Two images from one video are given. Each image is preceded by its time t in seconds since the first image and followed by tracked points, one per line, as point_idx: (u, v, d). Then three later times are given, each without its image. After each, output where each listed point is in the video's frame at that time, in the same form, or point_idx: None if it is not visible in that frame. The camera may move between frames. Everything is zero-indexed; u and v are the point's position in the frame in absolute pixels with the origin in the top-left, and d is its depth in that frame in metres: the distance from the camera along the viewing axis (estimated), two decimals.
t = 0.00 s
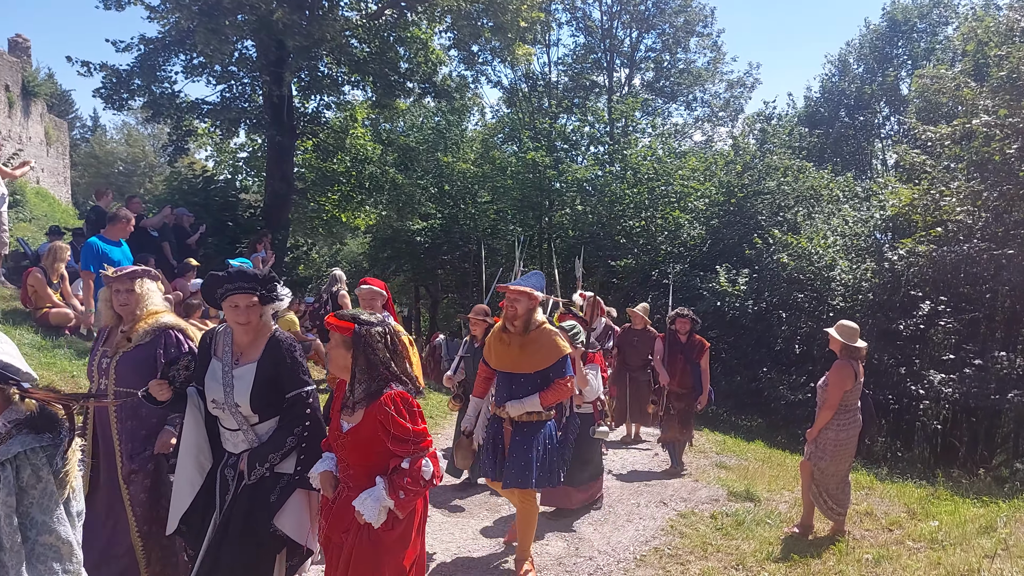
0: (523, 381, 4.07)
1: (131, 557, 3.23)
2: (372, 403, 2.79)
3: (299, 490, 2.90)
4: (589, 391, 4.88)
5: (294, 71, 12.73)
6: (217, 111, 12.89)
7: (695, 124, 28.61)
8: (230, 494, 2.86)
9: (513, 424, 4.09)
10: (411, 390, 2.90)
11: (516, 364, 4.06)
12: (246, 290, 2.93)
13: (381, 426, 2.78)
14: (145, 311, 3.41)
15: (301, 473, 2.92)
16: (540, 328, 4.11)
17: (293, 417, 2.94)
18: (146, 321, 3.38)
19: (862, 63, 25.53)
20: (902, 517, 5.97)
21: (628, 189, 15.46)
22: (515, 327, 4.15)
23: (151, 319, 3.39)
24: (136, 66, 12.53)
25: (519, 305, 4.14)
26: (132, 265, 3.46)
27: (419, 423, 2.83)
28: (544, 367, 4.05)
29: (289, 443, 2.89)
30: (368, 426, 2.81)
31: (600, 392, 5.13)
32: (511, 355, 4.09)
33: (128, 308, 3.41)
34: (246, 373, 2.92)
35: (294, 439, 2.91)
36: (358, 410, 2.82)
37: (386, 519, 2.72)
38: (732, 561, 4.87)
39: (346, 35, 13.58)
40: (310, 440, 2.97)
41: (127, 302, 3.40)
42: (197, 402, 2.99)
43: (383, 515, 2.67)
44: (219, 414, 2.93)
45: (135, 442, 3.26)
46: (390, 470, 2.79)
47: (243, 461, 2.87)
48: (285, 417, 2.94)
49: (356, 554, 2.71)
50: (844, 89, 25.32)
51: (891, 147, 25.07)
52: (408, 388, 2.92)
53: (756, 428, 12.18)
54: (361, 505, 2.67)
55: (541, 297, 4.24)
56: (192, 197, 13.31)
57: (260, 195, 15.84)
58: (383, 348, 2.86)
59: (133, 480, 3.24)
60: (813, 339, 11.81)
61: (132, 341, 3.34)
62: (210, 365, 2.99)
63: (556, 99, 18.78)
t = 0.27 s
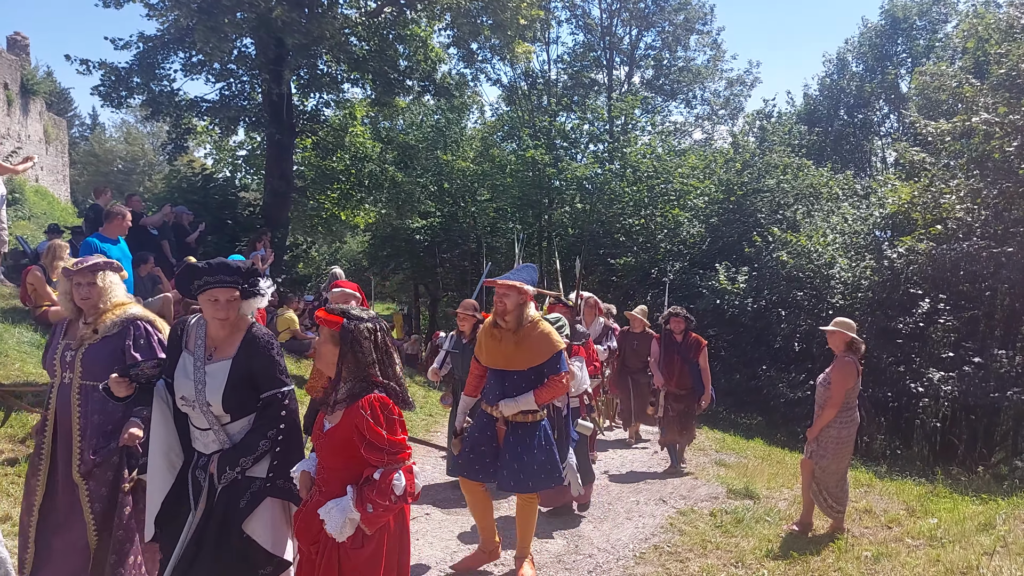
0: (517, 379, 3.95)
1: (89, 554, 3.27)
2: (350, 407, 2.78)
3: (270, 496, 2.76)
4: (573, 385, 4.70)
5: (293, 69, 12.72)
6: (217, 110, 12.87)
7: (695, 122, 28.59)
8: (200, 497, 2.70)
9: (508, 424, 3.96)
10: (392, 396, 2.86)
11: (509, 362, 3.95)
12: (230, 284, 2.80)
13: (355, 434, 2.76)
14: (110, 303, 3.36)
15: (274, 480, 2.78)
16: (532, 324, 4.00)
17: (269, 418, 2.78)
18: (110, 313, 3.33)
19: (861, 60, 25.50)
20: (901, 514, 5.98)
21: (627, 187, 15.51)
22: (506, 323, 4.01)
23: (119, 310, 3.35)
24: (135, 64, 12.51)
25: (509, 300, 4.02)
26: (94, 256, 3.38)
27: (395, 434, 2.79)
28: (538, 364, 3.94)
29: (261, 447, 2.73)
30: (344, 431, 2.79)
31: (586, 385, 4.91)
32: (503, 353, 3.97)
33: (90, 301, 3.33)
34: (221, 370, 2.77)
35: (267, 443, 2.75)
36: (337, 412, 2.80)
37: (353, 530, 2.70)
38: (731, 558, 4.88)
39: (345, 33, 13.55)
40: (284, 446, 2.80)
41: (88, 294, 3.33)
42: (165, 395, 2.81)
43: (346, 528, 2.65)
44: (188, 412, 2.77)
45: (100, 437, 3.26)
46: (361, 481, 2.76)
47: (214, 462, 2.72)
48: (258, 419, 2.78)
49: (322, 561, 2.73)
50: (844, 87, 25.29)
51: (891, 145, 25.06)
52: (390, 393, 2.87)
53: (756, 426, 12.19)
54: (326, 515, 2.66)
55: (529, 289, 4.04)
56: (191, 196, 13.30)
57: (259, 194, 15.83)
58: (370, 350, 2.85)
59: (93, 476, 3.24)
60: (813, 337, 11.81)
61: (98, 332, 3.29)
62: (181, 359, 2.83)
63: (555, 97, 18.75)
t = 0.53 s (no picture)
0: (500, 386, 3.73)
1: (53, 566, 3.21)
2: (318, 418, 2.74)
3: (244, 501, 2.68)
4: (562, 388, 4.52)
5: (292, 67, 12.70)
6: (216, 108, 12.85)
7: (694, 120, 28.58)
8: (172, 502, 2.61)
9: (493, 435, 3.75)
10: (360, 406, 2.83)
11: (490, 370, 3.72)
12: (194, 279, 2.67)
13: (322, 447, 2.70)
14: (75, 308, 3.31)
15: (251, 485, 2.69)
16: (512, 329, 3.74)
17: (243, 421, 2.68)
18: (76, 318, 3.29)
19: (860, 59, 25.49)
20: (899, 512, 5.99)
21: (627, 185, 15.53)
22: (483, 330, 3.75)
23: (85, 316, 3.30)
24: (134, 62, 12.49)
25: (486, 305, 3.73)
26: (58, 259, 3.35)
27: (364, 447, 2.74)
28: (521, 369, 3.72)
29: (235, 451, 2.65)
30: (311, 445, 2.72)
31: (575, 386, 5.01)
32: (482, 360, 3.73)
33: (55, 305, 3.31)
34: (192, 371, 2.67)
35: (242, 447, 2.67)
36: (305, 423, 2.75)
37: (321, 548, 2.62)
38: (730, 556, 4.89)
39: (344, 30, 13.53)
40: (260, 449, 2.72)
41: (52, 299, 3.30)
42: (136, 398, 2.76)
43: (314, 545, 2.57)
44: (159, 414, 2.69)
45: (68, 450, 3.19)
46: (328, 496, 2.68)
47: (185, 466, 2.62)
48: (232, 422, 2.68)
49: None
50: (843, 85, 25.29)
51: (890, 143, 25.06)
52: (359, 403, 2.83)
53: (755, 424, 12.20)
54: (292, 532, 2.56)
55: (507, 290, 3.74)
56: (191, 194, 13.28)
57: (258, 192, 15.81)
58: (338, 358, 2.83)
59: (65, 489, 3.20)
60: (812, 335, 11.81)
61: (63, 339, 3.24)
62: (152, 359, 2.73)
63: (554, 95, 18.73)
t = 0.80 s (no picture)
0: (474, 380, 3.68)
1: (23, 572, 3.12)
2: (267, 422, 2.41)
3: (207, 512, 2.57)
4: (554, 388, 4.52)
5: (291, 65, 12.69)
6: (215, 105, 12.84)
7: (694, 118, 28.59)
8: (131, 519, 2.49)
9: (467, 433, 3.66)
10: (313, 405, 2.53)
11: (462, 362, 3.66)
12: (120, 280, 2.63)
13: (270, 451, 2.37)
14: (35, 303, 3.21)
15: (209, 495, 2.57)
16: (482, 320, 3.72)
17: (195, 429, 2.56)
18: (35, 313, 3.18)
19: (858, 56, 25.48)
20: (898, 509, 6.00)
21: (626, 182, 15.58)
22: (452, 322, 3.70)
23: (44, 310, 3.20)
24: (132, 60, 12.48)
25: (452, 296, 3.70)
26: (15, 252, 3.24)
27: (315, 450, 2.43)
28: (493, 359, 3.69)
29: (190, 462, 2.52)
30: (258, 450, 2.40)
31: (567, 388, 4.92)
32: (454, 354, 3.67)
33: (13, 301, 3.20)
34: (138, 379, 2.58)
35: (197, 457, 2.54)
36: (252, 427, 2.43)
37: (274, 561, 2.32)
38: (728, 553, 4.89)
39: (343, 28, 13.50)
40: (216, 458, 2.59)
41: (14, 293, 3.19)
42: (84, 409, 2.65)
43: (266, 559, 2.27)
44: (109, 427, 2.58)
45: (26, 453, 3.08)
46: (280, 504, 2.38)
47: (140, 482, 2.50)
48: (185, 431, 2.57)
49: None
50: (842, 82, 25.29)
51: (889, 140, 25.05)
52: (313, 404, 2.55)
53: (754, 421, 12.21)
54: (242, 545, 2.27)
55: (475, 281, 3.72)
56: (190, 191, 13.27)
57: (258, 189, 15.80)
58: (290, 359, 2.52)
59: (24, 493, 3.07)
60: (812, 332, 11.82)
61: (22, 336, 3.12)
62: (99, 370, 2.66)
63: (553, 93, 18.73)
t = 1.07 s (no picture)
0: (455, 374, 3.60)
1: None
2: (220, 417, 2.41)
3: (140, 504, 2.64)
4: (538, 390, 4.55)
5: (290, 62, 12.66)
6: (214, 102, 12.82)
7: (693, 115, 28.57)
8: (66, 512, 2.57)
9: (449, 428, 3.62)
10: (266, 398, 2.51)
11: (444, 357, 3.57)
12: (25, 271, 2.64)
13: (227, 447, 2.36)
14: None
15: (137, 486, 2.62)
16: (464, 314, 3.61)
17: (127, 417, 2.58)
18: None
19: (858, 53, 25.46)
20: (896, 506, 6.01)
21: (626, 180, 15.63)
22: (432, 315, 3.60)
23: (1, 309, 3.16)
24: (131, 57, 12.46)
25: (430, 288, 3.55)
26: None
27: (278, 442, 2.41)
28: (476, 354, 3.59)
29: (124, 451, 2.56)
30: (215, 447, 2.39)
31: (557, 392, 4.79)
32: (435, 347, 3.58)
33: None
34: (67, 368, 2.60)
35: (130, 446, 2.58)
36: (206, 425, 2.42)
37: (239, 558, 2.33)
38: (727, 550, 4.90)
39: (342, 25, 13.44)
40: (150, 446, 2.62)
41: None
42: (17, 403, 2.75)
43: (230, 557, 2.28)
44: (41, 417, 2.62)
45: None
46: (242, 502, 2.38)
47: (72, 474, 2.55)
48: (119, 420, 2.60)
49: None
50: (842, 79, 25.27)
51: (889, 137, 25.04)
52: (266, 396, 2.53)
53: (753, 418, 12.23)
54: (203, 546, 2.27)
55: (456, 273, 3.57)
56: (189, 188, 13.25)
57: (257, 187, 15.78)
58: (234, 349, 2.48)
59: None
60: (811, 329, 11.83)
61: None
62: (33, 360, 2.69)
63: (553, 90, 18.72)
